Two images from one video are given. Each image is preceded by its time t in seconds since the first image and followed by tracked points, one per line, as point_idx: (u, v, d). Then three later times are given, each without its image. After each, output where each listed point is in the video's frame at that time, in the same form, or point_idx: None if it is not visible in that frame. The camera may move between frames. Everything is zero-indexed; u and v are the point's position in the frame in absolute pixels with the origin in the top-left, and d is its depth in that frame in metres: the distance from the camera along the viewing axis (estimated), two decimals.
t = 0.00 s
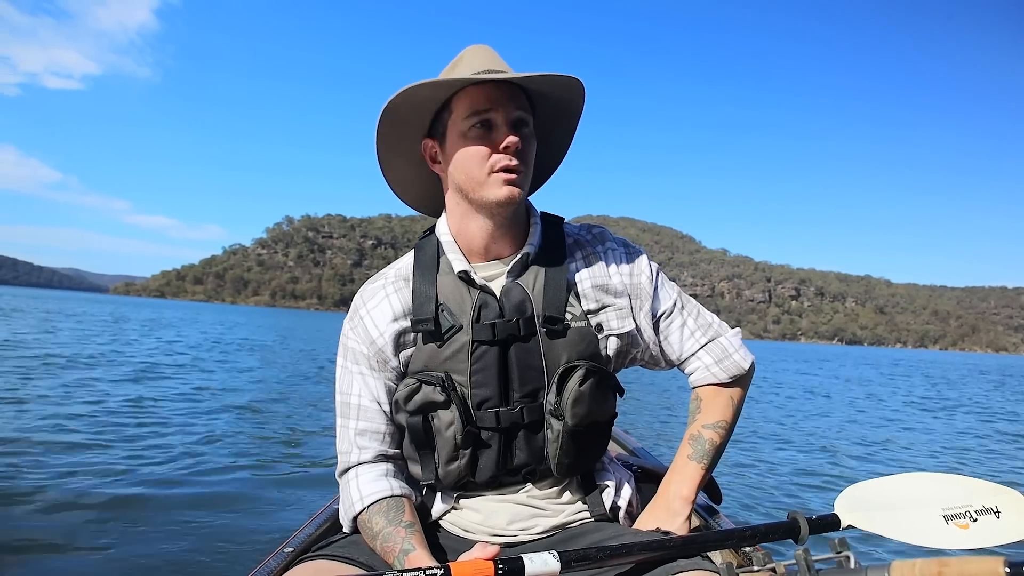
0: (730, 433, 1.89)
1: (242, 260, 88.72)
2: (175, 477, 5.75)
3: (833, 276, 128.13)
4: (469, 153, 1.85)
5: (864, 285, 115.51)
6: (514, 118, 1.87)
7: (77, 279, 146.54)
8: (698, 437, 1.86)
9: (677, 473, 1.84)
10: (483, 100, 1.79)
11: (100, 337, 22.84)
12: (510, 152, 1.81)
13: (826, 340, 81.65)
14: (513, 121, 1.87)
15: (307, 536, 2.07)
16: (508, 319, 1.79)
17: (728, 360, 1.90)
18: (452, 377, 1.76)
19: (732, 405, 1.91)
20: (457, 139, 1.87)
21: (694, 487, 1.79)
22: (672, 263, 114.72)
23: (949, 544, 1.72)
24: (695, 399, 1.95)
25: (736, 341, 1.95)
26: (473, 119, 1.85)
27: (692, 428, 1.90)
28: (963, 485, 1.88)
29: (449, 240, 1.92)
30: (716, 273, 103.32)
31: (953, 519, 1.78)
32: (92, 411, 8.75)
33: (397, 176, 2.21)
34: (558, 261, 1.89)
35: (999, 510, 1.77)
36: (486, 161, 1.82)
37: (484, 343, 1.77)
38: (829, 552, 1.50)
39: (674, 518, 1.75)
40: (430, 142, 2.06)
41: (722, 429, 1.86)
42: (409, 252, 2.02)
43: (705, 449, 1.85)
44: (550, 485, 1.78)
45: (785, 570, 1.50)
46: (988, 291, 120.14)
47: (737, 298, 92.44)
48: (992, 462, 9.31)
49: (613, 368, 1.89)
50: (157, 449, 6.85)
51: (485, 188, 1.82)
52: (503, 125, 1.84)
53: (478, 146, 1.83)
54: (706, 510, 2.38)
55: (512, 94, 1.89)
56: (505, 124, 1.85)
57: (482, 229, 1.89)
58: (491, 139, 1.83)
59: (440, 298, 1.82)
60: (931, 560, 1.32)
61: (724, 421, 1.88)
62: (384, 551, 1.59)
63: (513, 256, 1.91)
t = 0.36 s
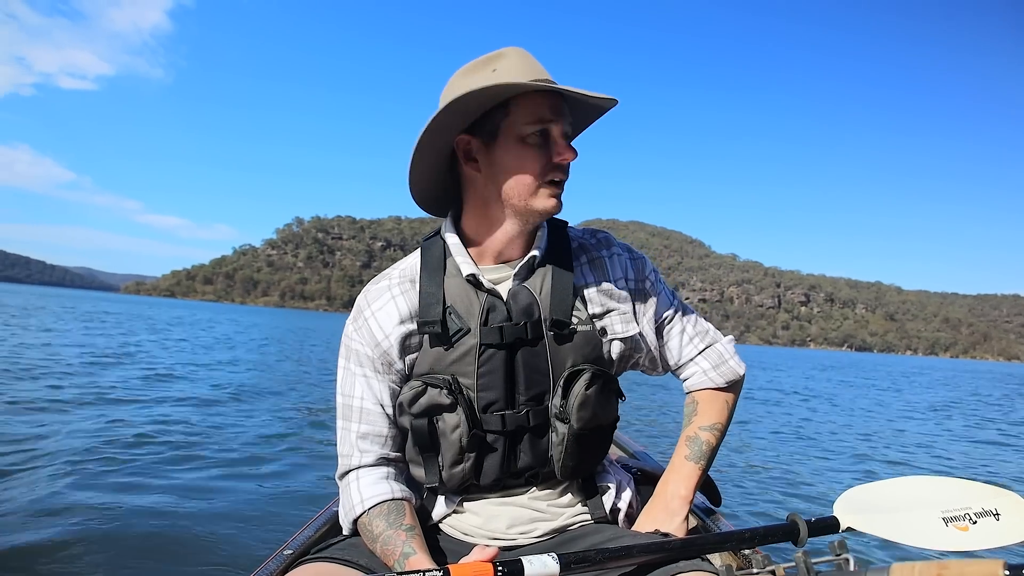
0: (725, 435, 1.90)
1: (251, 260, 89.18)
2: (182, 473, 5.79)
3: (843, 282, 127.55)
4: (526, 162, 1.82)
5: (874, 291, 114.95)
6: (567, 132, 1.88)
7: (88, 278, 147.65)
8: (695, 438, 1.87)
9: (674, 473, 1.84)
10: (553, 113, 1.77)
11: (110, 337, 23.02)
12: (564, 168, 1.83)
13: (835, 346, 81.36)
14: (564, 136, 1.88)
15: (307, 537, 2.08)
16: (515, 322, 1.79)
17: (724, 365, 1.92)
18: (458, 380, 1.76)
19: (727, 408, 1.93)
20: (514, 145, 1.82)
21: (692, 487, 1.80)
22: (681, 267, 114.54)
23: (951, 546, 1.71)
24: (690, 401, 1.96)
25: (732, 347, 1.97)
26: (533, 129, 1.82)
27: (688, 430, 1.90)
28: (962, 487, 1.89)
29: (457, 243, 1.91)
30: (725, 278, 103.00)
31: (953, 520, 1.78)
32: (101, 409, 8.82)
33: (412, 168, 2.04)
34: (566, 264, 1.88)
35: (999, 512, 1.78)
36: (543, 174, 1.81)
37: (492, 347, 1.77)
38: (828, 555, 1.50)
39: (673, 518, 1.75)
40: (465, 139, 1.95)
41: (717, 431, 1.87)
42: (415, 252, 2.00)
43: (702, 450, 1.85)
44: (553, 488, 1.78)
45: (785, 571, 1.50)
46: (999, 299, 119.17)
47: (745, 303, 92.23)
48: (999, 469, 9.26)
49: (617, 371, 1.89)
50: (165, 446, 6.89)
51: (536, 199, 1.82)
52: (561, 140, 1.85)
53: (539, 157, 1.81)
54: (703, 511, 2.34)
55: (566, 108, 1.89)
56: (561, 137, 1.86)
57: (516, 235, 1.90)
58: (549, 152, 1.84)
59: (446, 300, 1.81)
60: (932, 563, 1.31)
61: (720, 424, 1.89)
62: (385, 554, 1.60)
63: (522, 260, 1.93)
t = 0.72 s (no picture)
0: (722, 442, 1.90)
1: (260, 273, 89.55)
2: (193, 482, 5.81)
3: (853, 279, 126.96)
4: (517, 169, 1.82)
5: (885, 287, 114.36)
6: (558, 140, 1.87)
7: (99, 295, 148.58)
8: (693, 445, 1.86)
9: (672, 481, 1.83)
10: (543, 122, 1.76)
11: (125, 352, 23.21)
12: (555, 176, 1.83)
13: (847, 343, 80.99)
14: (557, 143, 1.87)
15: (304, 547, 2.08)
16: (509, 327, 1.79)
17: (723, 370, 1.91)
18: (451, 387, 1.76)
19: (726, 415, 1.92)
20: (503, 153, 1.82)
21: (690, 495, 1.79)
22: (689, 268, 114.36)
23: (949, 553, 1.72)
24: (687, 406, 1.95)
25: (730, 352, 1.96)
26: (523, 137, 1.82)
27: (686, 436, 1.89)
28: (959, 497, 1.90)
29: (450, 250, 1.91)
30: (733, 278, 102.62)
31: (950, 529, 1.78)
32: (114, 422, 8.87)
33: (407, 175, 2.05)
34: (560, 272, 1.88)
35: (997, 520, 1.79)
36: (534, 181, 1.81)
37: (485, 353, 1.77)
38: (825, 563, 1.48)
39: (671, 526, 1.75)
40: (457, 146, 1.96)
41: (716, 438, 1.87)
42: (409, 259, 1.99)
43: (700, 456, 1.84)
44: (550, 495, 1.78)
45: None
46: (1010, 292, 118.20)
47: (756, 302, 91.96)
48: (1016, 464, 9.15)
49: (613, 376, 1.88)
50: (176, 456, 6.92)
51: (527, 207, 1.82)
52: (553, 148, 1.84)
53: (528, 164, 1.81)
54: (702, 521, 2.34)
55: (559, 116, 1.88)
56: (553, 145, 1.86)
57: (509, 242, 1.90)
58: (540, 161, 1.83)
59: (440, 307, 1.81)
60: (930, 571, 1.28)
61: (718, 430, 1.89)
62: (382, 563, 1.60)
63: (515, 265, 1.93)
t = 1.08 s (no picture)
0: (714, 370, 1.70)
1: (269, 272, 89.87)
2: (202, 478, 5.84)
3: (863, 272, 126.34)
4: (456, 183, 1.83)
5: (895, 280, 113.71)
6: (497, 141, 1.79)
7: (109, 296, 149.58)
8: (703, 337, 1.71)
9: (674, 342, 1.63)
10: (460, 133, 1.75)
11: (136, 351, 23.38)
12: (490, 182, 1.77)
13: (857, 336, 80.72)
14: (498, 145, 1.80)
15: (298, 544, 2.09)
16: (512, 322, 1.79)
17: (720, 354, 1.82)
18: (453, 378, 1.76)
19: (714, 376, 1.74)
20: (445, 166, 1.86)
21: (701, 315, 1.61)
22: (696, 263, 114.12)
23: (944, 543, 1.72)
24: (679, 399, 1.78)
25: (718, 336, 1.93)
26: (453, 148, 1.82)
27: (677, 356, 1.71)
28: (954, 495, 1.91)
29: (456, 240, 1.90)
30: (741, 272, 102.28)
31: (945, 521, 1.79)
32: (124, 421, 8.93)
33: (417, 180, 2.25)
34: (564, 277, 1.88)
35: (991, 514, 1.79)
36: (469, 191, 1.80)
37: (487, 346, 1.77)
38: (821, 558, 1.50)
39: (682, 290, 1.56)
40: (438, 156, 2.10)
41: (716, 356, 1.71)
42: (414, 252, 2.00)
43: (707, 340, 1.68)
44: (547, 490, 1.78)
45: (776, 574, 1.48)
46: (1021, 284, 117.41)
47: (764, 296, 91.70)
48: None
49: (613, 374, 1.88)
50: (184, 454, 6.96)
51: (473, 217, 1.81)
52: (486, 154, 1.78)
53: (460, 176, 1.80)
54: (696, 516, 2.34)
55: (499, 116, 1.79)
56: (488, 149, 1.79)
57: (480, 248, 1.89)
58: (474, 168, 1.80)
59: (444, 299, 1.82)
60: (925, 564, 1.29)
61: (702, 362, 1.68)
62: (378, 556, 1.60)
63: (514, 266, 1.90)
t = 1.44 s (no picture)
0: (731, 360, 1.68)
1: (283, 264, 90.40)
2: (212, 467, 5.89)
3: (880, 278, 125.24)
4: (459, 173, 1.84)
5: (912, 287, 112.64)
6: (500, 134, 1.80)
7: (125, 284, 151.02)
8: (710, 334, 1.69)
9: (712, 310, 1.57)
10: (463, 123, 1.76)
11: (151, 340, 23.62)
12: (491, 173, 1.77)
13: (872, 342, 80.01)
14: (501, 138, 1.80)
15: (302, 535, 2.11)
16: (516, 318, 1.79)
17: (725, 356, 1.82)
18: (455, 372, 1.77)
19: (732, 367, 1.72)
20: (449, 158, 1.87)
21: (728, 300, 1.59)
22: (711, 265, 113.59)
23: (941, 529, 1.74)
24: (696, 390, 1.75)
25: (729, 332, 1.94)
26: (456, 140, 1.83)
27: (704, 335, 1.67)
28: (957, 493, 1.92)
29: (463, 237, 1.90)
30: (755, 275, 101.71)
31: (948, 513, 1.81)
32: (136, 409, 9.02)
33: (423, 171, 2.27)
34: (570, 272, 1.88)
35: (993, 505, 1.79)
36: (471, 183, 1.81)
37: (490, 341, 1.77)
38: (823, 552, 1.50)
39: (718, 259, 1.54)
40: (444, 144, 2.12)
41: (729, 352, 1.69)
42: (421, 246, 2.01)
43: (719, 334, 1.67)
44: (548, 487, 1.79)
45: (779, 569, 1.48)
46: None
47: (778, 301, 91.18)
48: None
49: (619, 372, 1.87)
50: (195, 443, 7.03)
51: (475, 208, 1.82)
52: (488, 145, 1.79)
53: (461, 168, 1.81)
54: (698, 509, 2.34)
55: (501, 108, 1.80)
56: (491, 141, 1.79)
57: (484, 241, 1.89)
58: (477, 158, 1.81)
59: (448, 293, 1.82)
60: (927, 560, 1.29)
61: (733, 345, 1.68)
62: (380, 549, 1.61)
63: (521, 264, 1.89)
